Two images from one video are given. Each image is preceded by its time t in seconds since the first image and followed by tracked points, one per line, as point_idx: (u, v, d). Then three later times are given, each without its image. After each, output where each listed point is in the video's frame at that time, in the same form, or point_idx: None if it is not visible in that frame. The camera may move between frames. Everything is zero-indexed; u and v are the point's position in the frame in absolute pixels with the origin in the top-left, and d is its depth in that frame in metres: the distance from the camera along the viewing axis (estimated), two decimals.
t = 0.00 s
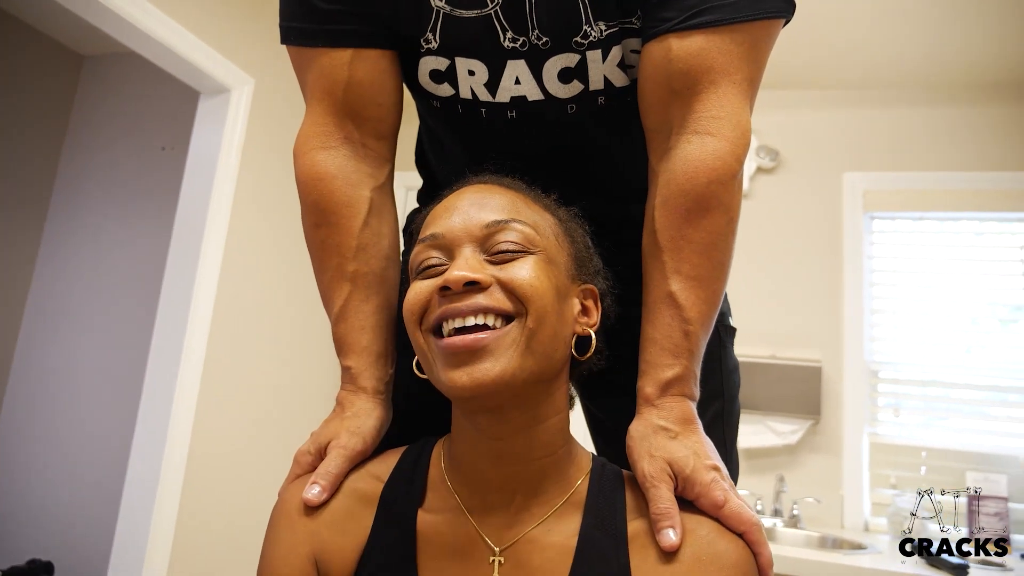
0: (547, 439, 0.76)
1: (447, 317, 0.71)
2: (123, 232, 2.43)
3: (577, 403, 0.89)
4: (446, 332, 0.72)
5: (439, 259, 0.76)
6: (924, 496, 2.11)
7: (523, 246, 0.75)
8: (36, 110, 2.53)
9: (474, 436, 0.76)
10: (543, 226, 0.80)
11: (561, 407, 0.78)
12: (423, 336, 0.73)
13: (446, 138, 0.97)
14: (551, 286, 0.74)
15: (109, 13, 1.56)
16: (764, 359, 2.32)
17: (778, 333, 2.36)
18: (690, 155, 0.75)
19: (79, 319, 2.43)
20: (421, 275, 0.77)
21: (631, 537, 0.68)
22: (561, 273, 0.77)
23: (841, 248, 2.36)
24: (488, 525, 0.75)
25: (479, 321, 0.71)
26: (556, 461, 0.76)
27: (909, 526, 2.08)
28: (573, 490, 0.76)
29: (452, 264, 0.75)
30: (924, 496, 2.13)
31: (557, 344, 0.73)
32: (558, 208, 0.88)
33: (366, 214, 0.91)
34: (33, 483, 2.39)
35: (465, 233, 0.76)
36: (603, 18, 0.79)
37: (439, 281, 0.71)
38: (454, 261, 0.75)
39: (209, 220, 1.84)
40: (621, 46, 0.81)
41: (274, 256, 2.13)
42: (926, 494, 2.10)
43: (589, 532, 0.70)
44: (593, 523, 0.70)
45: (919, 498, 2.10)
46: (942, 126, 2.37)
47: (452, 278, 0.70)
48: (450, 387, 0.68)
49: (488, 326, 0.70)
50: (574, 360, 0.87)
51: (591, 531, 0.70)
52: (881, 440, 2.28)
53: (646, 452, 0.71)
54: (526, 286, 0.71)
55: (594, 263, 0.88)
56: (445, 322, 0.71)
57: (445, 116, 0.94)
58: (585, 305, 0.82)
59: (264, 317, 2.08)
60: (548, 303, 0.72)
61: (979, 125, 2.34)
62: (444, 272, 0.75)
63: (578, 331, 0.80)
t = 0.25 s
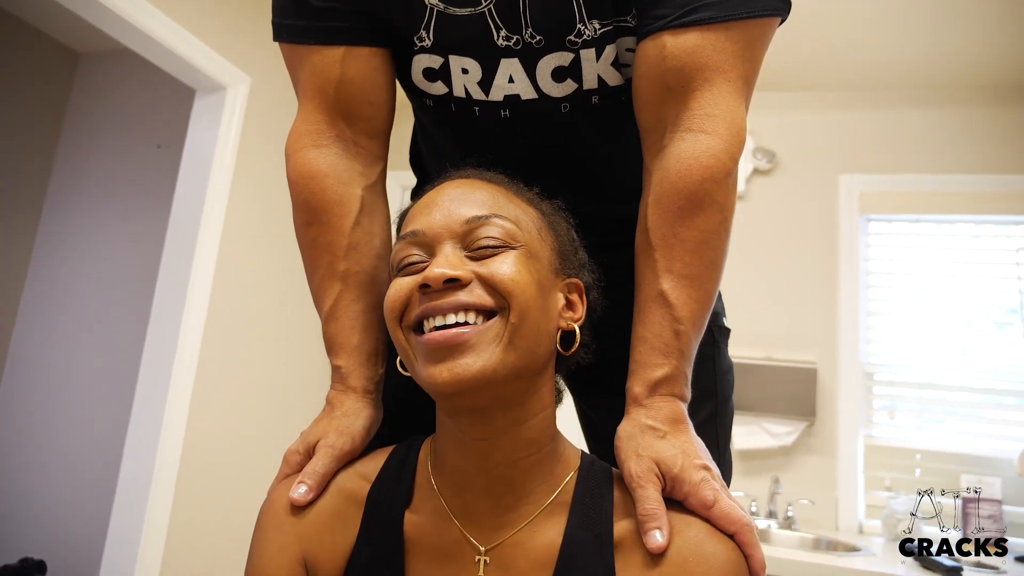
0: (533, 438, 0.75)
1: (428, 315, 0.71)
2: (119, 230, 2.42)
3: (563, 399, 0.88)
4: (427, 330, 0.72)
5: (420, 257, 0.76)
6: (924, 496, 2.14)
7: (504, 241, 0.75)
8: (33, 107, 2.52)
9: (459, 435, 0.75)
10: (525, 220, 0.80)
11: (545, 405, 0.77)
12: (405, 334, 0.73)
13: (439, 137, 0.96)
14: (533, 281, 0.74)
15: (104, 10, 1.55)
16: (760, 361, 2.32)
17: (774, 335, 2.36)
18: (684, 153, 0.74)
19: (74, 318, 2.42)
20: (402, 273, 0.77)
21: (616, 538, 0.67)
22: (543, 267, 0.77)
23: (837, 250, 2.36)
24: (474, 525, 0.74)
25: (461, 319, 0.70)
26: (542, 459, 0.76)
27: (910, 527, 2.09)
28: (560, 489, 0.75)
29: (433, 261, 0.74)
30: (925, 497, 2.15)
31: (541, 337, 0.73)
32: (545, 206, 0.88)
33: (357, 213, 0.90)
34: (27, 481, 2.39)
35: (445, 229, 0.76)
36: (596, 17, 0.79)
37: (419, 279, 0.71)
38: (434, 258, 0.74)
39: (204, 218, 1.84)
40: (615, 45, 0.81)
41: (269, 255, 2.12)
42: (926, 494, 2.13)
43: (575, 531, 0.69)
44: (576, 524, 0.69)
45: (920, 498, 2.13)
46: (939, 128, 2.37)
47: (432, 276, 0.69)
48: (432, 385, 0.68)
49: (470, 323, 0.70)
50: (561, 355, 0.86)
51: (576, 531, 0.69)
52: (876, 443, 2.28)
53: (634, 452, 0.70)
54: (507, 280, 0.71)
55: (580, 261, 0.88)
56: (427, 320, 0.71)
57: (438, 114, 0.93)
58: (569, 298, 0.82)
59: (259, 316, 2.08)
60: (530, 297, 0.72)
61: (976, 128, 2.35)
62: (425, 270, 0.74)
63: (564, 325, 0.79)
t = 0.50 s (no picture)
0: (526, 438, 0.74)
1: (424, 315, 0.70)
2: (115, 229, 2.41)
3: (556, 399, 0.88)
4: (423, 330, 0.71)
5: (415, 258, 0.75)
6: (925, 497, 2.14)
7: (498, 241, 0.74)
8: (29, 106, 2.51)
9: (452, 435, 0.74)
10: (520, 221, 0.79)
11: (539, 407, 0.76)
12: (399, 335, 0.72)
13: (432, 135, 0.95)
14: (528, 280, 0.73)
15: (101, 9, 1.54)
16: (757, 362, 2.31)
17: (771, 336, 2.35)
18: (676, 154, 0.73)
19: (69, 317, 2.41)
20: (397, 274, 0.76)
21: (608, 540, 0.67)
22: (537, 267, 0.76)
23: (834, 252, 2.35)
24: (467, 526, 0.73)
25: (456, 319, 0.69)
26: (536, 460, 0.75)
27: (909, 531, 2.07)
28: (553, 489, 0.74)
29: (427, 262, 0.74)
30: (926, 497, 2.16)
31: (537, 337, 0.72)
32: (539, 206, 0.87)
33: (350, 211, 0.90)
34: (21, 481, 2.38)
35: (440, 230, 0.75)
36: (589, 14, 0.78)
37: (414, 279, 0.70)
38: (429, 259, 0.74)
39: (199, 217, 1.83)
40: (609, 43, 0.80)
41: (265, 255, 2.11)
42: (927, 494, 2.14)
43: (566, 532, 0.68)
44: (569, 523, 0.69)
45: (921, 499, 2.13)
46: (937, 130, 2.37)
47: (427, 276, 0.69)
48: (427, 385, 0.67)
49: (465, 323, 0.69)
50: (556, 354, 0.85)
51: (568, 532, 0.68)
52: (872, 445, 2.28)
53: (626, 455, 0.69)
54: (502, 281, 0.70)
55: (573, 262, 0.87)
56: (422, 320, 0.70)
57: (430, 112, 0.92)
58: (562, 297, 0.81)
59: (254, 316, 2.07)
60: (525, 297, 0.71)
61: (974, 130, 2.34)
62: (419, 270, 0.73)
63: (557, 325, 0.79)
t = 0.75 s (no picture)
0: (530, 440, 0.73)
1: (435, 317, 0.69)
2: (113, 227, 2.41)
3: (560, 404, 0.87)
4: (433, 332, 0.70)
5: (427, 260, 0.74)
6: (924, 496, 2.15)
7: (510, 247, 0.73)
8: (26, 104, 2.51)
9: (457, 435, 0.74)
10: (532, 228, 0.79)
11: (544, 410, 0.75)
12: (409, 336, 0.71)
13: (430, 133, 0.94)
14: (539, 287, 0.72)
15: (100, 7, 1.54)
16: (756, 364, 2.31)
17: (771, 338, 2.34)
18: (674, 155, 0.73)
19: (66, 315, 2.40)
20: (408, 276, 0.75)
21: (608, 541, 0.66)
22: (548, 274, 0.76)
23: (834, 254, 2.35)
24: (470, 527, 0.73)
25: (466, 323, 0.69)
26: (540, 462, 0.74)
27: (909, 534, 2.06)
28: (556, 492, 0.73)
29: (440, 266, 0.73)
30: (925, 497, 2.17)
31: (545, 344, 0.72)
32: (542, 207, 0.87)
33: (351, 210, 0.89)
34: (18, 480, 2.37)
35: (453, 234, 0.74)
36: (588, 12, 0.77)
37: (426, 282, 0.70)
38: (441, 262, 0.73)
39: (196, 216, 1.82)
40: (608, 41, 0.79)
41: (263, 254, 2.10)
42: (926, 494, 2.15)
43: (567, 533, 0.67)
44: (570, 522, 0.68)
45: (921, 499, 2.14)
46: (936, 132, 2.36)
47: (440, 280, 0.68)
48: (436, 387, 0.67)
49: (475, 327, 0.69)
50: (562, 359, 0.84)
51: (569, 532, 0.67)
52: (871, 447, 2.27)
53: (626, 457, 0.69)
54: (514, 287, 0.69)
55: (579, 265, 0.87)
56: (433, 322, 0.70)
57: (428, 111, 0.92)
58: (569, 304, 0.80)
59: (252, 314, 2.06)
60: (536, 304, 0.70)
61: (974, 131, 2.34)
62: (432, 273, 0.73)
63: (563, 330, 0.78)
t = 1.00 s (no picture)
0: (540, 440, 0.73)
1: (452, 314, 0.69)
2: (113, 223, 2.40)
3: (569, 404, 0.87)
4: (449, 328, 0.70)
5: (446, 257, 0.74)
6: (925, 496, 2.15)
7: (529, 248, 0.73)
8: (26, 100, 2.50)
9: (468, 433, 0.73)
10: (551, 231, 0.78)
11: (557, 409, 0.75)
12: (425, 331, 0.71)
13: (435, 130, 0.94)
14: (556, 290, 0.72)
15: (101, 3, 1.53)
16: (757, 363, 2.31)
17: (773, 337, 2.34)
18: (682, 152, 0.72)
19: (66, 311, 2.40)
20: (425, 272, 0.75)
21: (617, 541, 0.66)
22: (564, 277, 0.75)
23: (836, 253, 2.34)
24: (479, 525, 0.72)
25: (483, 320, 0.69)
26: (550, 461, 0.74)
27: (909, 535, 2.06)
28: (565, 492, 0.73)
29: (458, 263, 0.73)
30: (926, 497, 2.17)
31: (560, 345, 0.71)
32: (555, 206, 0.86)
33: (359, 206, 0.89)
34: (19, 475, 2.37)
35: (472, 232, 0.74)
36: (595, 9, 0.77)
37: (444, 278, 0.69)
38: (460, 260, 0.73)
39: (198, 212, 1.82)
40: (615, 37, 0.79)
41: (264, 250, 2.10)
42: (927, 494, 2.15)
43: (576, 533, 0.67)
44: (579, 523, 0.68)
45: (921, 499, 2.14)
46: (938, 132, 2.36)
47: (459, 276, 0.68)
48: (451, 382, 0.67)
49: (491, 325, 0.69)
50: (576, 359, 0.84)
51: (578, 533, 0.67)
52: (872, 446, 2.27)
53: (635, 456, 0.68)
54: (531, 288, 0.69)
55: (591, 259, 0.86)
56: (450, 318, 0.70)
57: (432, 107, 0.91)
58: (582, 308, 0.80)
59: (254, 311, 2.06)
60: (552, 305, 0.70)
61: (976, 132, 2.33)
62: (449, 270, 0.73)
63: (576, 332, 0.78)
